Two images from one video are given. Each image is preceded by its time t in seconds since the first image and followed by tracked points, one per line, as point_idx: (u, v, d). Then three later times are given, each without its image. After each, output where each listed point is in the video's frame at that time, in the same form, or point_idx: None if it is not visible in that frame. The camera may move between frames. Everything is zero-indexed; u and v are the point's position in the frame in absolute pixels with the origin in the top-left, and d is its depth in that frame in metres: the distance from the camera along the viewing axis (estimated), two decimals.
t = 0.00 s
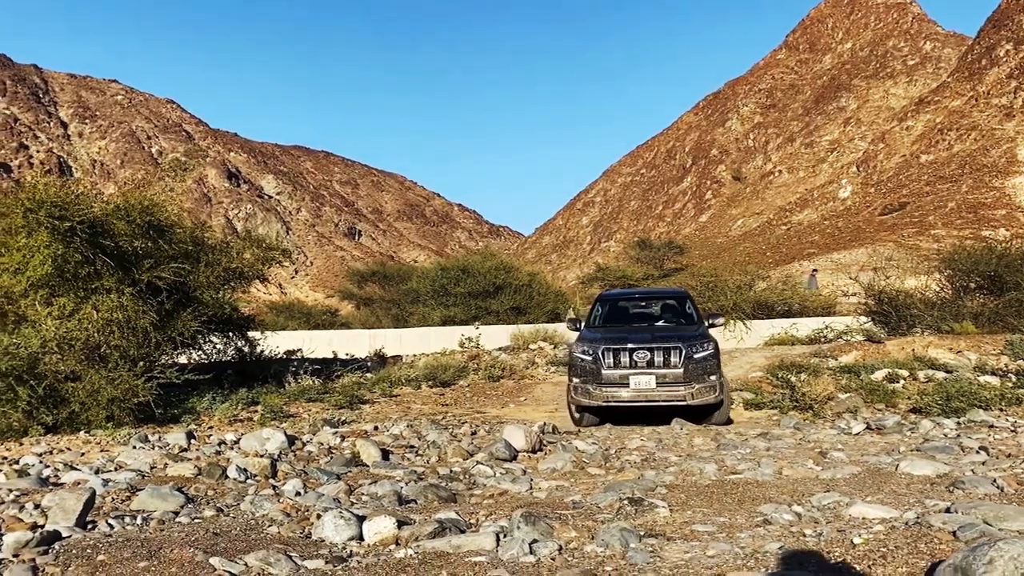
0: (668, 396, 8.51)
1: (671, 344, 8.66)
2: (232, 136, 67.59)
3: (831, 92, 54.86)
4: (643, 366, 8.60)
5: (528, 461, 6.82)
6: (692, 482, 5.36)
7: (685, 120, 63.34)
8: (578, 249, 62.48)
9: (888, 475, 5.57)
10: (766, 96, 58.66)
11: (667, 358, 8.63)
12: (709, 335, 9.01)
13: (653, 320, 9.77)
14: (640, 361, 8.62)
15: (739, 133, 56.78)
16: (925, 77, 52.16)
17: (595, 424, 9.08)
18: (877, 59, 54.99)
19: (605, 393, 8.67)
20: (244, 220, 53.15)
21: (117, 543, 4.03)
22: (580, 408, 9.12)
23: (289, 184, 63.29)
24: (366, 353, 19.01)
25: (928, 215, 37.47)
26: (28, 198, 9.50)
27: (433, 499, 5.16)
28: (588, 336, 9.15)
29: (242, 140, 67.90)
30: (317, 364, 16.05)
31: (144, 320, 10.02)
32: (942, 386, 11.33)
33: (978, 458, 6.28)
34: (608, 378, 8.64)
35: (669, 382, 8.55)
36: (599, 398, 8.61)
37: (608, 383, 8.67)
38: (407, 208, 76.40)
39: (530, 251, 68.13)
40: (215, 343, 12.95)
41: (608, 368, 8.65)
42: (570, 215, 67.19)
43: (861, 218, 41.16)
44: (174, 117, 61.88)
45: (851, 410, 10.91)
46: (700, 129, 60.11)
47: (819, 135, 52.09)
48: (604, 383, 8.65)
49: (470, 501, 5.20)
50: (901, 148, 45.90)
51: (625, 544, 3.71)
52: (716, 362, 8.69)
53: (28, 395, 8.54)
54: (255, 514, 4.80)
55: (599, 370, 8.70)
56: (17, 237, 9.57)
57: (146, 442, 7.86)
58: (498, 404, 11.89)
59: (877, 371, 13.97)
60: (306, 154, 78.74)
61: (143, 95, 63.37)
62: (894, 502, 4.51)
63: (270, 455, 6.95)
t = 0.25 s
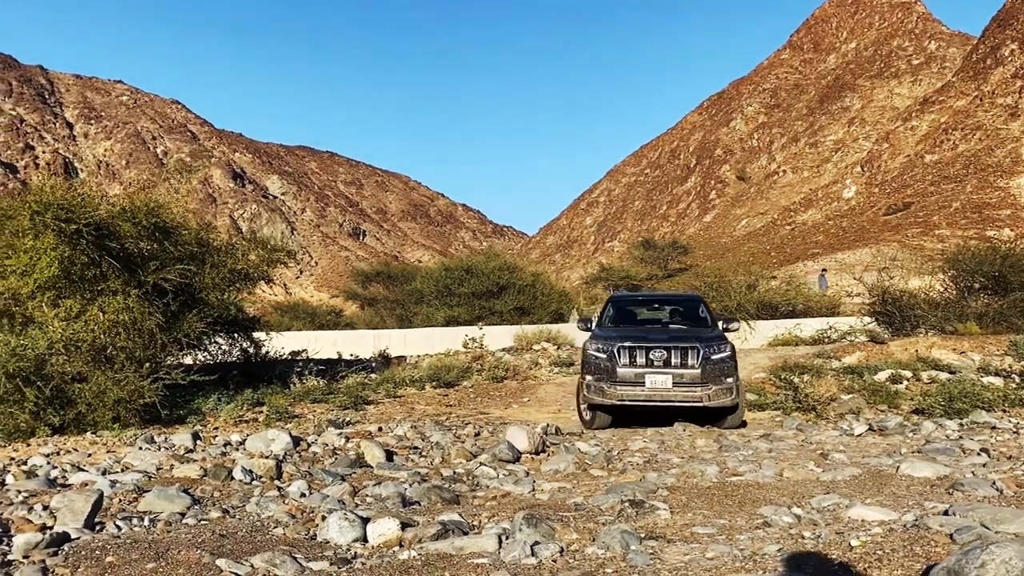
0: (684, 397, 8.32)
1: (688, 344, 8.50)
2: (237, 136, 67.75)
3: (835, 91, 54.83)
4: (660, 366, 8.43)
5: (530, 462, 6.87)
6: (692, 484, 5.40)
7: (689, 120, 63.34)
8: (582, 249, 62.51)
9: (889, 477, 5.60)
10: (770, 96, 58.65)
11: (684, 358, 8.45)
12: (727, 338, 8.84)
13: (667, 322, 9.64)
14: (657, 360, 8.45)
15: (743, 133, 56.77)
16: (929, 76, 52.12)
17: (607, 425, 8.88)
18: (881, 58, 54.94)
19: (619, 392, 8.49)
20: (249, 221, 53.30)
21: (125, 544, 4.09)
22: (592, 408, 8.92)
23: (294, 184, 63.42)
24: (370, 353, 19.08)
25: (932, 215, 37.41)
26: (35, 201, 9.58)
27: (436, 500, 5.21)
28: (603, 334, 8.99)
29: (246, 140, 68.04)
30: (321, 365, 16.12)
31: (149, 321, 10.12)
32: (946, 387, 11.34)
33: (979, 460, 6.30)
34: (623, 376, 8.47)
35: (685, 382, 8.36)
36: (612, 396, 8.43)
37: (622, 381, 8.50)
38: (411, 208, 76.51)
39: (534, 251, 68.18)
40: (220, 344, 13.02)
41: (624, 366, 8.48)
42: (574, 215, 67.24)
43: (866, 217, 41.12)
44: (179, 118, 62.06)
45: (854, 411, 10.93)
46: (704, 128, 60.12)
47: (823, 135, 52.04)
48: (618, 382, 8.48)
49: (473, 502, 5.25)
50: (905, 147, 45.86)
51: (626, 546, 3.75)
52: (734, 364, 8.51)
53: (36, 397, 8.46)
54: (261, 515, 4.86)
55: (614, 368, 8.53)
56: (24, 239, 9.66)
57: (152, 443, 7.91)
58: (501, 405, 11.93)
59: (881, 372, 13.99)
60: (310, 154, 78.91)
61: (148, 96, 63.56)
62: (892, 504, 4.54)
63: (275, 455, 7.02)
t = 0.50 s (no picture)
0: (702, 402, 8.04)
1: (706, 348, 8.22)
2: (239, 136, 67.85)
3: (838, 91, 54.83)
4: (677, 369, 8.12)
5: (532, 465, 6.91)
6: (692, 487, 5.43)
7: (692, 120, 63.34)
8: (585, 249, 62.55)
9: (888, 480, 5.64)
10: (773, 96, 58.65)
11: (702, 362, 8.16)
12: (742, 341, 8.58)
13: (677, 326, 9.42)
14: (674, 363, 8.13)
15: (745, 133, 56.76)
16: (932, 76, 52.08)
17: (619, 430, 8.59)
18: (884, 58, 54.93)
19: (634, 396, 8.17)
20: (251, 221, 53.40)
21: (131, 547, 4.14)
22: (604, 411, 8.59)
23: (296, 184, 63.50)
24: (373, 354, 19.12)
25: (935, 215, 37.38)
26: (39, 203, 9.63)
27: (439, 503, 5.25)
28: (617, 335, 8.64)
29: (249, 140, 68.14)
30: (324, 365, 16.16)
31: (153, 323, 10.16)
32: (947, 389, 11.34)
33: (978, 463, 6.32)
34: (640, 381, 8.14)
35: (703, 387, 8.09)
36: (629, 401, 8.10)
37: (638, 385, 8.17)
38: (413, 208, 76.59)
39: (537, 251, 68.23)
40: (223, 345, 13.07)
41: (641, 369, 8.15)
42: (576, 215, 67.28)
43: (869, 218, 41.09)
44: (181, 118, 62.15)
45: (855, 413, 10.95)
46: (706, 128, 60.12)
47: (826, 135, 52.01)
48: (634, 386, 8.14)
49: (475, 506, 5.29)
50: (908, 148, 45.82)
51: (625, 550, 3.79)
52: (751, 368, 8.26)
53: (39, 398, 8.51)
54: (265, 518, 4.90)
55: (631, 372, 8.18)
56: (28, 241, 9.70)
57: (156, 445, 7.96)
58: (503, 406, 11.95)
59: (883, 373, 14.01)
60: (313, 154, 79.02)
61: (151, 96, 63.67)
62: (891, 508, 4.58)
63: (278, 457, 7.07)
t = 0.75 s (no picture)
0: (714, 402, 7.92)
1: (716, 346, 8.10)
2: (238, 135, 67.83)
3: (837, 91, 54.93)
4: (688, 369, 7.99)
5: (530, 464, 6.94)
6: (690, 486, 5.47)
7: (691, 120, 63.40)
8: (583, 249, 62.58)
9: (885, 480, 5.67)
10: (772, 96, 58.72)
11: (712, 361, 8.04)
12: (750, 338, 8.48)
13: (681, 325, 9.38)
14: (684, 363, 8.01)
15: (744, 133, 56.80)
16: (931, 76, 52.18)
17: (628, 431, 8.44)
18: (882, 58, 55.02)
19: (644, 398, 8.04)
20: (250, 220, 53.40)
21: (132, 546, 4.17)
22: (611, 414, 8.45)
23: (295, 183, 63.50)
24: (372, 354, 19.14)
25: (933, 215, 37.41)
26: (39, 204, 9.66)
27: (438, 503, 5.28)
28: (623, 336, 8.51)
29: (247, 140, 68.13)
30: (323, 366, 16.19)
31: (152, 323, 10.18)
32: (945, 389, 11.37)
33: (975, 463, 6.35)
34: (650, 382, 8.00)
35: (715, 386, 7.95)
36: (639, 403, 7.96)
37: (648, 387, 8.03)
38: (412, 208, 76.61)
39: (535, 251, 68.26)
40: (222, 345, 13.09)
41: (651, 370, 8.02)
42: (575, 215, 67.33)
43: (867, 218, 41.13)
44: (180, 117, 62.12)
45: (852, 413, 10.98)
46: (705, 128, 60.19)
47: (825, 135, 52.06)
48: (644, 388, 8.01)
49: (474, 505, 5.31)
50: (907, 148, 45.86)
51: (623, 549, 3.82)
52: (762, 366, 8.16)
53: (39, 398, 8.51)
54: (265, 518, 4.92)
55: (640, 373, 8.05)
56: (27, 241, 9.70)
57: (155, 444, 7.98)
58: (502, 406, 11.97)
59: (881, 373, 14.04)
60: (311, 154, 78.98)
61: (149, 95, 63.64)
62: (887, 507, 4.61)
63: (277, 457, 7.09)
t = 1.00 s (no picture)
0: (725, 402, 7.88)
1: (727, 347, 8.08)
2: (230, 134, 67.65)
3: (828, 92, 55.16)
4: (699, 369, 7.95)
5: (523, 464, 6.96)
6: (682, 486, 5.50)
7: (683, 120, 63.54)
8: (576, 249, 62.64)
9: (875, 479, 5.71)
10: (764, 96, 58.91)
11: (723, 361, 8.02)
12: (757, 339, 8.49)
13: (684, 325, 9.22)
14: (695, 363, 7.96)
15: (736, 133, 56.96)
16: (922, 77, 52.46)
17: (633, 432, 8.33)
18: (874, 59, 55.31)
19: (654, 398, 7.96)
20: (242, 220, 53.28)
21: (126, 546, 4.18)
22: (617, 414, 8.33)
23: (287, 182, 63.37)
24: (364, 354, 19.13)
25: (924, 216, 37.58)
26: (30, 203, 9.61)
27: (431, 502, 5.30)
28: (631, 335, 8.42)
29: (240, 138, 67.95)
30: (315, 365, 16.17)
31: (145, 323, 10.09)
32: (935, 389, 11.44)
33: (964, 462, 6.40)
34: (661, 381, 7.93)
35: (726, 387, 7.93)
36: (649, 403, 7.88)
37: (658, 386, 7.95)
38: (404, 207, 76.58)
39: (528, 251, 68.30)
40: (215, 345, 13.07)
41: (661, 370, 7.95)
42: (567, 215, 67.39)
43: (858, 218, 41.27)
44: (172, 116, 61.90)
45: (844, 412, 11.04)
46: (698, 128, 60.35)
47: (816, 136, 52.24)
48: (654, 388, 7.93)
49: (467, 504, 5.34)
50: (898, 148, 46.05)
51: (615, 549, 3.84)
52: (771, 368, 8.17)
53: (30, 397, 8.54)
54: (258, 517, 4.93)
55: (650, 372, 7.97)
56: (19, 240, 9.64)
57: (148, 444, 7.98)
58: (495, 406, 11.98)
59: (872, 373, 14.12)
60: (304, 153, 78.80)
61: (141, 94, 63.40)
62: (877, 507, 4.64)
63: (270, 457, 7.09)
